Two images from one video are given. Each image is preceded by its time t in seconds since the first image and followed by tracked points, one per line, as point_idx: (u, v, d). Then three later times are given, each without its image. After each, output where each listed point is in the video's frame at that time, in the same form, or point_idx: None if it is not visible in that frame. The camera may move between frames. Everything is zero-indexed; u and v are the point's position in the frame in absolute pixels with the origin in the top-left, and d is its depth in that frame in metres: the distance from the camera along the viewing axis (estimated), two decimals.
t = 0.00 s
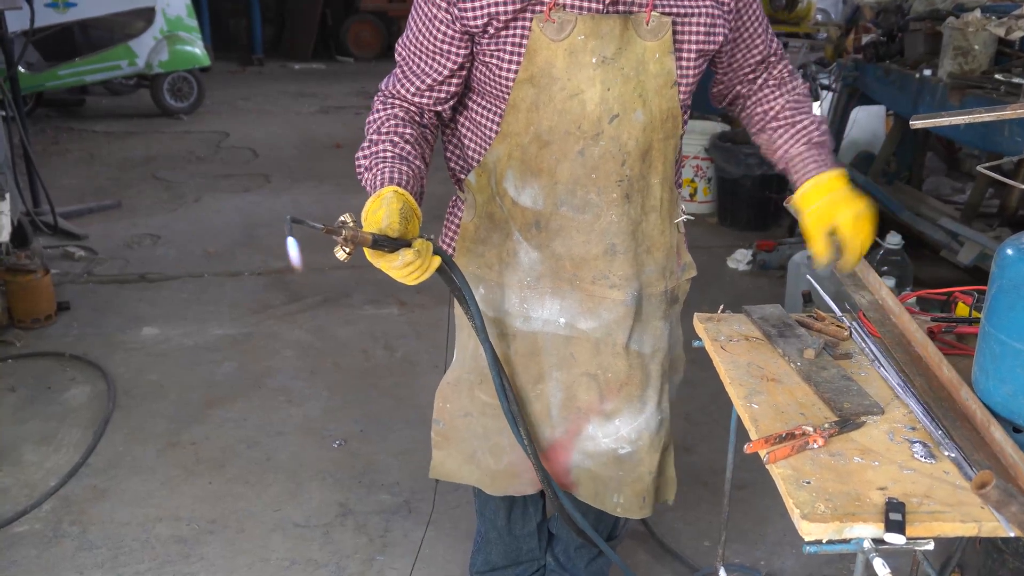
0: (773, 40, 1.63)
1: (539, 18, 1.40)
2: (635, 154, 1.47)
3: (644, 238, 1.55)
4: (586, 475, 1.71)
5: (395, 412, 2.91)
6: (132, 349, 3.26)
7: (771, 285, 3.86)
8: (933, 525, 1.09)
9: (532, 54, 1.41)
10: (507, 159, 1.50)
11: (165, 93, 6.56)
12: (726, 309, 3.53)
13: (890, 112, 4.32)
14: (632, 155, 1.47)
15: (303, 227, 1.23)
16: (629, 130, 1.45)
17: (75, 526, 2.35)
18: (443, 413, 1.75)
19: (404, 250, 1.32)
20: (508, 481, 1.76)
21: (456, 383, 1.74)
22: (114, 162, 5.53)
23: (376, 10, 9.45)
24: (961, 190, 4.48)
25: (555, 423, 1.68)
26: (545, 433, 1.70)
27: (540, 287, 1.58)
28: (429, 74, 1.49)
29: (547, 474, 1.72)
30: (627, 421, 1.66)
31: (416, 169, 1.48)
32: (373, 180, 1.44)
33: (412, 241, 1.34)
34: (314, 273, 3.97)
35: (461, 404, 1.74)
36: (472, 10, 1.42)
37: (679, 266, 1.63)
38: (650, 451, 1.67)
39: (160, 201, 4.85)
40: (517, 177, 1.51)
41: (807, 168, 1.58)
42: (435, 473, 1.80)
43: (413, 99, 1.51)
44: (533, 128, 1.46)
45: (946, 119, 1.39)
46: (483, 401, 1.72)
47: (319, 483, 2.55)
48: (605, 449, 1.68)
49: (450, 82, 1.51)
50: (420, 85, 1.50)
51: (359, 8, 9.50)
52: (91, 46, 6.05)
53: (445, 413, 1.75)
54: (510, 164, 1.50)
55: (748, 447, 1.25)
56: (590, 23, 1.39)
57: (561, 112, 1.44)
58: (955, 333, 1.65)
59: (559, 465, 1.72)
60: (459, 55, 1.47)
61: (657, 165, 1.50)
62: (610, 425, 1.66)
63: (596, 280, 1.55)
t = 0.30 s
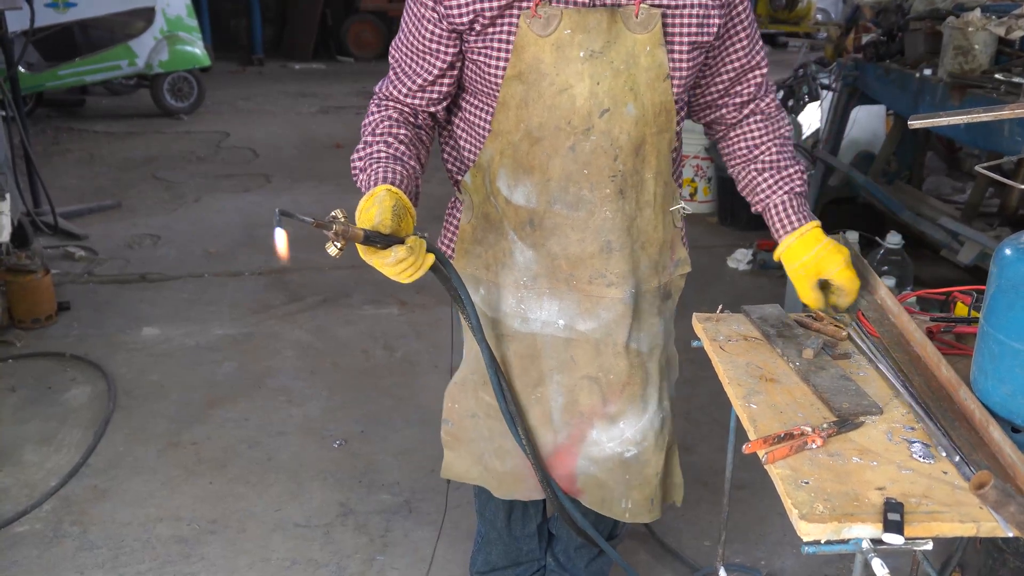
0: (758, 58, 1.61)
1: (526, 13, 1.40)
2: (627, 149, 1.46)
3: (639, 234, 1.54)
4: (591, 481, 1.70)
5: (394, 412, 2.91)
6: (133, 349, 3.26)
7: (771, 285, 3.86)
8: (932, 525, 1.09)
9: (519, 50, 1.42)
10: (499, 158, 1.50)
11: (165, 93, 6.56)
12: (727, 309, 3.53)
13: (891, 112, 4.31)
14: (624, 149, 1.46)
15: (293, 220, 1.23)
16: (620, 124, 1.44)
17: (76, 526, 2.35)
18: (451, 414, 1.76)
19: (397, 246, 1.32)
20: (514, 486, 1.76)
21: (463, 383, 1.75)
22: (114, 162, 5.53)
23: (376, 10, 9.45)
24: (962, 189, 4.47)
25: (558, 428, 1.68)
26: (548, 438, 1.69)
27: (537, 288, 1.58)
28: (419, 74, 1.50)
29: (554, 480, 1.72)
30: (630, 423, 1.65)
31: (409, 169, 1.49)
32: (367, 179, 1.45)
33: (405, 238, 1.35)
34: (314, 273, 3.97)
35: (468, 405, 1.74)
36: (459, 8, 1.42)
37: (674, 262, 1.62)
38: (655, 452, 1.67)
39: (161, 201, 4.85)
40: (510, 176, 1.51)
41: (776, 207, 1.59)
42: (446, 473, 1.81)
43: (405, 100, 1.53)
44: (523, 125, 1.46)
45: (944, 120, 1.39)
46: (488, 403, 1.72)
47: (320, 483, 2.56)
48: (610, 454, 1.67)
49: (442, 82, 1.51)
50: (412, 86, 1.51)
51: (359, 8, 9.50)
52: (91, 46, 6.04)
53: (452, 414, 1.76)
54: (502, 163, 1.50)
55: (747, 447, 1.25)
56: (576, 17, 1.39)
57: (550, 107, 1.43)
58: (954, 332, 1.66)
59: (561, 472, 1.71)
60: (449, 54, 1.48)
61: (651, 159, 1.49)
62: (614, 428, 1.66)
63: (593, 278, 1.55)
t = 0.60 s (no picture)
0: (763, 43, 1.62)
1: (521, 12, 1.40)
2: (623, 148, 1.45)
3: (637, 233, 1.54)
4: (590, 478, 1.70)
5: (394, 412, 2.91)
6: (133, 349, 3.26)
7: (771, 285, 3.86)
8: (934, 524, 1.09)
9: (514, 49, 1.42)
10: (496, 157, 1.50)
11: (165, 93, 6.56)
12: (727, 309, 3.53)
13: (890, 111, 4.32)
14: (621, 148, 1.45)
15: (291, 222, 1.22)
16: (616, 122, 1.43)
17: (76, 526, 2.35)
18: (444, 420, 1.74)
19: (393, 249, 1.31)
20: (512, 487, 1.75)
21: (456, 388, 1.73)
22: (114, 162, 5.53)
23: (376, 10, 9.45)
24: (962, 189, 4.47)
25: (556, 425, 1.67)
26: (547, 436, 1.68)
27: (535, 287, 1.58)
28: (415, 74, 1.50)
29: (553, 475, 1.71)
30: (628, 421, 1.65)
31: (406, 170, 1.48)
32: (364, 180, 1.45)
33: (402, 241, 1.34)
34: (314, 273, 3.97)
35: (462, 410, 1.73)
36: (453, 7, 1.43)
37: (674, 261, 1.61)
38: (654, 450, 1.66)
39: (161, 201, 4.85)
40: (506, 175, 1.50)
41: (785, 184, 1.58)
42: (439, 482, 1.79)
43: (401, 100, 1.52)
44: (519, 124, 1.46)
45: (944, 119, 1.39)
46: (484, 407, 1.72)
47: (320, 483, 2.56)
48: (608, 451, 1.67)
49: (438, 82, 1.51)
50: (408, 86, 1.51)
51: (359, 8, 9.49)
52: (91, 46, 6.04)
53: (445, 420, 1.74)
54: (498, 163, 1.50)
55: (748, 446, 1.25)
56: (570, 15, 1.38)
57: (545, 106, 1.43)
58: (955, 332, 1.67)
59: (560, 470, 1.71)
60: (444, 54, 1.48)
61: (648, 159, 1.48)
62: (612, 425, 1.65)
63: (590, 277, 1.54)
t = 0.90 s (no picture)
0: (762, 40, 1.62)
1: (518, 8, 1.39)
2: (619, 147, 1.45)
3: (630, 234, 1.54)
4: (578, 479, 1.71)
5: (394, 412, 2.91)
6: (133, 349, 3.26)
7: (772, 284, 3.86)
8: (933, 524, 1.09)
9: (511, 43, 1.41)
10: (491, 154, 1.49)
11: (165, 93, 6.56)
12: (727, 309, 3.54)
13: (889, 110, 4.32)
14: (616, 147, 1.45)
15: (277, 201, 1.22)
16: (613, 122, 1.43)
17: (76, 526, 2.35)
18: (431, 421, 1.73)
19: (368, 239, 1.29)
20: (500, 484, 1.76)
21: (440, 389, 1.71)
22: (114, 162, 5.53)
23: (377, 10, 9.44)
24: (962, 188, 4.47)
25: (547, 425, 1.68)
26: (536, 435, 1.69)
27: (527, 287, 1.57)
28: (413, 69, 1.50)
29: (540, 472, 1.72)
30: (617, 426, 1.65)
31: (396, 165, 1.49)
32: (350, 170, 1.45)
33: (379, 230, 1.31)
34: (314, 273, 3.97)
35: (448, 411, 1.72)
36: (451, 2, 1.42)
37: (668, 265, 1.61)
38: (643, 457, 1.66)
39: (161, 201, 4.85)
40: (500, 173, 1.49)
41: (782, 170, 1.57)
42: (427, 483, 1.78)
43: (398, 95, 1.53)
44: (515, 120, 1.45)
45: (943, 118, 1.40)
46: (470, 406, 1.71)
47: (320, 483, 2.56)
48: (597, 454, 1.67)
49: (435, 77, 1.51)
50: (405, 81, 1.51)
51: (359, 8, 9.48)
52: (91, 46, 6.04)
53: (433, 420, 1.72)
54: (493, 159, 1.49)
55: (747, 446, 1.25)
56: (568, 11, 1.38)
57: (541, 103, 1.43)
58: (955, 331, 1.67)
59: (550, 469, 1.72)
60: (442, 50, 1.48)
61: (643, 159, 1.48)
62: (601, 429, 1.65)
63: (582, 278, 1.54)
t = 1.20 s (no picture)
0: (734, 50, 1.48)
1: (489, 16, 1.26)
2: (591, 159, 1.32)
3: (603, 245, 1.39)
4: (543, 486, 1.55)
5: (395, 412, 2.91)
6: (133, 350, 3.26)
7: (772, 284, 3.86)
8: (934, 525, 1.09)
9: (482, 52, 1.28)
10: (459, 164, 1.35)
11: (165, 93, 6.56)
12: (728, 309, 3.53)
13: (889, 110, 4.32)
14: (588, 159, 1.32)
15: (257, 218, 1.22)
16: (585, 132, 1.30)
17: (77, 526, 2.35)
18: (394, 431, 1.53)
19: (332, 257, 1.23)
20: (466, 496, 1.54)
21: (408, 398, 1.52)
22: (115, 162, 5.54)
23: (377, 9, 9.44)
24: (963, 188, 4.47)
25: (512, 433, 1.52)
26: (501, 443, 1.53)
27: (494, 298, 1.43)
28: (383, 79, 1.35)
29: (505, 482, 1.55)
30: (586, 431, 1.50)
31: (361, 179, 1.36)
32: (311, 185, 1.33)
33: (341, 251, 1.25)
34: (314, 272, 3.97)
35: (412, 420, 1.52)
36: (421, 10, 1.27)
37: (649, 275, 1.45)
38: (613, 462, 1.51)
39: (162, 201, 4.85)
40: (469, 180, 1.36)
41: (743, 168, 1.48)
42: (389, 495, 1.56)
43: (368, 106, 1.37)
44: (485, 130, 1.31)
45: (945, 119, 1.40)
46: (436, 416, 1.51)
47: (321, 483, 2.56)
48: (564, 458, 1.52)
49: (406, 88, 1.36)
50: (374, 91, 1.36)
51: (360, 8, 9.48)
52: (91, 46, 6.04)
53: (394, 430, 1.53)
54: (461, 168, 1.35)
55: (748, 446, 1.25)
56: (541, 20, 1.25)
57: (512, 114, 1.29)
58: (956, 331, 1.67)
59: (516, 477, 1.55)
60: (412, 60, 1.32)
61: (617, 170, 1.35)
62: (569, 434, 1.50)
63: (552, 288, 1.40)
